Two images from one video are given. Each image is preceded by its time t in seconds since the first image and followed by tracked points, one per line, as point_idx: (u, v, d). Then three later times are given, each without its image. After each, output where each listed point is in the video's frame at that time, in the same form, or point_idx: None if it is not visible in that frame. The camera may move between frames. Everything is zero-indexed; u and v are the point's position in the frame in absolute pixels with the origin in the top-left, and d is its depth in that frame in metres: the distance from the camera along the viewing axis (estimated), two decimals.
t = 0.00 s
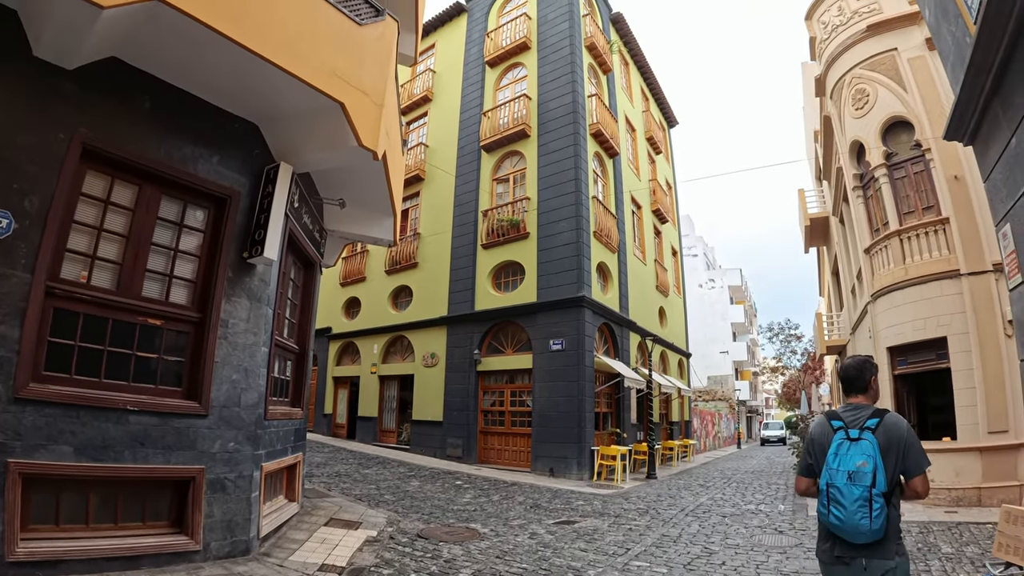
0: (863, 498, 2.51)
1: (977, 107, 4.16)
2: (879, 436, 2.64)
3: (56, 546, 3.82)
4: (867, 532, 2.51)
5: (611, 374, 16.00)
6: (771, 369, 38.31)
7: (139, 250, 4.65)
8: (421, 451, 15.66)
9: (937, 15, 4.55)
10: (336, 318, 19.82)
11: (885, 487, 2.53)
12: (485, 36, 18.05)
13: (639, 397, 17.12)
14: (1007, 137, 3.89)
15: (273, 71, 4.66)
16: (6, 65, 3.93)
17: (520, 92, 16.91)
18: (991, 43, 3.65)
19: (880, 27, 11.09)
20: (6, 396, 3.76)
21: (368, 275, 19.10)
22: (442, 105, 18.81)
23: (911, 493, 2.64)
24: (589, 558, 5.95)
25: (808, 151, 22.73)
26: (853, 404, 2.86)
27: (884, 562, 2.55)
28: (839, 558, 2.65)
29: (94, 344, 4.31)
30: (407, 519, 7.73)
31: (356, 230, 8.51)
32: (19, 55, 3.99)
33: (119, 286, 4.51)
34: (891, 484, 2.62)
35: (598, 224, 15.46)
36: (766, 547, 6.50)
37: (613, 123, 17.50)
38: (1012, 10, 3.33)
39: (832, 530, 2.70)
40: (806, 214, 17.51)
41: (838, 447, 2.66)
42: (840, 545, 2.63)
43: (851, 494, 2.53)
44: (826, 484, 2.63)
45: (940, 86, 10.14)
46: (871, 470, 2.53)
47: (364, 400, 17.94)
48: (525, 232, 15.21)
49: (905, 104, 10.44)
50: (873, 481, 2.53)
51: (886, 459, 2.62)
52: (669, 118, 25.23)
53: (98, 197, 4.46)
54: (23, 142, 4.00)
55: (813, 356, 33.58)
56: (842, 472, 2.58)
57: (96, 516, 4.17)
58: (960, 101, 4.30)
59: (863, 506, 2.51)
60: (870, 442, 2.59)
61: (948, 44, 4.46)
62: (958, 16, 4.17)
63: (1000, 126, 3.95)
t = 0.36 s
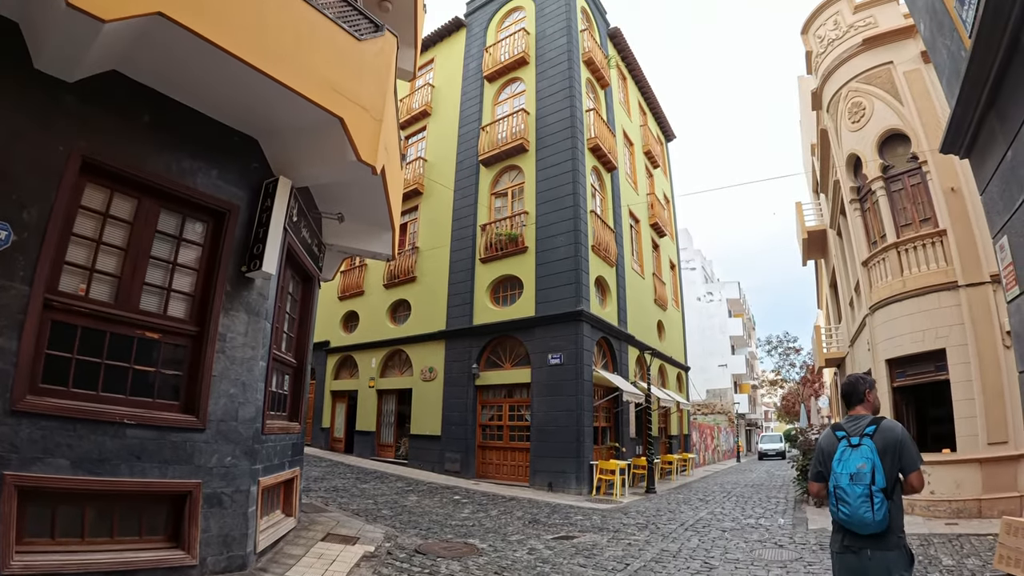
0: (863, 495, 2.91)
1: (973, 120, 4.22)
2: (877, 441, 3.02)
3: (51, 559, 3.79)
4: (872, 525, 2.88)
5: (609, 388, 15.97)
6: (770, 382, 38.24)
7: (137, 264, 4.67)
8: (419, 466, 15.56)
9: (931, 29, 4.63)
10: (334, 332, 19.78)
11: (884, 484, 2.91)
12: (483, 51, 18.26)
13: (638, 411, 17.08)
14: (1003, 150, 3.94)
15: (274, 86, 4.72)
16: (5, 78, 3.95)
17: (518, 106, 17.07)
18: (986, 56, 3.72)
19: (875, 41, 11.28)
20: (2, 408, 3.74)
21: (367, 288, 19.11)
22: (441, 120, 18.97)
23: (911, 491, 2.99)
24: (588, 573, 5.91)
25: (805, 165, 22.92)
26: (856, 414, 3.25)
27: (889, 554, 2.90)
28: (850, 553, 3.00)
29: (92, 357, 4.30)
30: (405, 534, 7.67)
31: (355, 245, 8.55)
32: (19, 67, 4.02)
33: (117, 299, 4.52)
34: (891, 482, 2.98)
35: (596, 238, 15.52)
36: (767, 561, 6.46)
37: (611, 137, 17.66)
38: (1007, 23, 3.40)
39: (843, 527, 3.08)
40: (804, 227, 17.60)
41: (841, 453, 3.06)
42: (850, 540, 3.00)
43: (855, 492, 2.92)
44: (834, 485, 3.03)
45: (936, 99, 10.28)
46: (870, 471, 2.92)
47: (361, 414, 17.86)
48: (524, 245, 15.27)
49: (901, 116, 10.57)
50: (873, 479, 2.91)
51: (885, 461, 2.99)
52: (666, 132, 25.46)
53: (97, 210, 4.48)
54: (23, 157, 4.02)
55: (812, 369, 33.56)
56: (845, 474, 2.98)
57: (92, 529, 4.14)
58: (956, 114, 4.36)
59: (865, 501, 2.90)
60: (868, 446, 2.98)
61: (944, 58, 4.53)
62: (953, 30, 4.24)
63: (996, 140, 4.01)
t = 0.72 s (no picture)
0: (874, 500, 3.22)
1: (970, 131, 4.26)
2: (885, 452, 3.33)
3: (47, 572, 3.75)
4: (882, 528, 3.19)
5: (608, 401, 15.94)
6: (770, 393, 38.17)
7: (135, 275, 4.67)
8: (418, 479, 15.46)
9: (928, 40, 4.68)
10: (332, 344, 19.73)
11: (892, 491, 3.22)
12: (482, 64, 18.43)
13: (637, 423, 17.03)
14: (1000, 161, 3.98)
15: (275, 99, 4.77)
16: (7, 90, 3.98)
17: (516, 119, 17.21)
18: (982, 67, 3.77)
19: (871, 53, 11.41)
20: None
21: (365, 301, 19.11)
22: (440, 132, 19.09)
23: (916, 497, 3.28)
24: None
25: (803, 177, 23.05)
26: (865, 428, 3.57)
27: (897, 555, 3.20)
28: (861, 554, 3.30)
29: (89, 368, 4.30)
30: (404, 548, 7.61)
31: (353, 257, 8.56)
32: (20, 79, 4.04)
33: (115, 310, 4.52)
34: (898, 490, 3.28)
35: (594, 250, 15.57)
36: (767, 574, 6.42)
37: (609, 149, 17.78)
38: (1003, 32, 3.45)
39: (854, 530, 3.38)
40: (802, 238, 17.66)
41: (855, 462, 3.36)
42: (862, 542, 3.30)
43: (866, 499, 3.24)
44: (847, 492, 3.35)
45: (932, 110, 10.37)
46: (880, 479, 3.23)
47: (359, 427, 17.77)
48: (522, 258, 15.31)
49: (898, 127, 10.67)
50: (883, 487, 3.22)
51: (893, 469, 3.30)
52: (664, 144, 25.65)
53: (96, 221, 4.49)
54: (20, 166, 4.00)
55: (812, 380, 33.49)
56: (857, 483, 3.29)
57: (87, 542, 4.11)
58: (953, 126, 4.41)
59: (875, 506, 3.21)
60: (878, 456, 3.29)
61: (939, 69, 4.59)
62: (949, 42, 4.29)
63: (993, 150, 4.05)
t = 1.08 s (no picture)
0: (890, 508, 3.44)
1: (967, 142, 4.31)
2: (899, 463, 3.56)
3: None
4: (897, 533, 3.41)
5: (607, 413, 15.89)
6: (770, 405, 38.05)
7: (134, 286, 4.68)
8: (416, 492, 15.36)
9: (924, 52, 4.74)
10: (331, 356, 19.68)
11: (905, 499, 3.46)
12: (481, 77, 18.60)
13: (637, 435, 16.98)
14: (998, 171, 4.02)
15: (276, 113, 4.81)
16: (9, 101, 4.01)
17: (515, 131, 17.34)
18: (979, 79, 3.82)
19: (868, 64, 11.53)
20: None
21: (364, 312, 19.10)
22: (439, 144, 19.19)
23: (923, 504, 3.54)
24: None
25: (801, 188, 23.16)
26: (878, 440, 3.78)
27: (909, 559, 3.41)
28: (874, 557, 3.50)
29: (87, 379, 4.29)
30: (402, 561, 7.56)
31: (353, 270, 8.59)
32: (22, 90, 4.08)
33: (113, 321, 4.52)
34: (910, 498, 3.51)
35: (593, 262, 15.61)
36: None
37: (608, 162, 17.90)
38: (999, 45, 3.50)
39: (867, 534, 3.59)
40: (801, 249, 17.70)
41: (871, 474, 3.57)
42: (876, 546, 3.51)
43: (882, 507, 3.45)
44: (863, 500, 3.56)
45: (929, 121, 10.46)
46: (895, 488, 3.46)
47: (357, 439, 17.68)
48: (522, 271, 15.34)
49: (896, 138, 10.75)
50: (898, 496, 3.45)
51: (907, 479, 3.52)
52: (663, 156, 25.81)
53: (96, 232, 4.50)
54: (20, 177, 4.01)
55: (811, 391, 33.40)
56: (875, 492, 3.49)
57: (84, 553, 4.08)
58: (950, 137, 4.45)
59: (891, 513, 3.43)
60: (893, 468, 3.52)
61: (936, 80, 4.65)
62: (946, 53, 4.35)
63: (991, 160, 4.09)
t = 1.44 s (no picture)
0: (887, 518, 3.44)
1: (965, 153, 4.35)
2: (898, 475, 3.57)
3: None
4: (896, 541, 3.41)
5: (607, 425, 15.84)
6: (770, 416, 37.93)
7: (134, 297, 4.70)
8: (415, 504, 15.26)
9: (921, 63, 4.80)
10: (330, 367, 19.62)
11: (903, 510, 3.46)
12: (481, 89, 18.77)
13: (636, 447, 16.91)
14: (996, 182, 4.06)
15: (277, 125, 4.85)
16: (11, 113, 4.03)
17: (515, 143, 17.46)
18: (976, 90, 3.86)
19: (865, 75, 11.63)
20: None
21: (363, 324, 19.08)
22: (439, 156, 19.29)
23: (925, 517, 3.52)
24: None
25: (800, 199, 23.27)
26: (878, 456, 3.79)
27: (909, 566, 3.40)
28: (874, 566, 3.52)
29: (86, 391, 4.29)
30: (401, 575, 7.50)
31: (353, 281, 8.61)
32: (23, 102, 4.11)
33: (112, 332, 4.52)
34: (909, 509, 3.51)
35: (592, 274, 15.64)
36: None
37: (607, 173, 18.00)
38: (996, 57, 3.55)
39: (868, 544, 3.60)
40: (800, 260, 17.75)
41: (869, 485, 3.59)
42: (877, 553, 3.51)
43: (880, 516, 3.46)
44: (863, 511, 3.57)
45: (926, 132, 10.53)
46: (893, 499, 3.47)
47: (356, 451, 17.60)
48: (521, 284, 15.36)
49: (894, 148, 10.82)
50: (896, 506, 3.46)
51: (905, 491, 3.52)
52: (661, 167, 25.97)
53: (96, 242, 4.52)
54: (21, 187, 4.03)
55: (811, 402, 33.32)
56: (873, 502, 3.51)
57: (81, 565, 4.05)
58: (947, 148, 4.50)
59: (889, 523, 3.43)
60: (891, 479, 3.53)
61: (933, 92, 4.70)
62: (943, 65, 4.41)
63: (988, 171, 4.13)
